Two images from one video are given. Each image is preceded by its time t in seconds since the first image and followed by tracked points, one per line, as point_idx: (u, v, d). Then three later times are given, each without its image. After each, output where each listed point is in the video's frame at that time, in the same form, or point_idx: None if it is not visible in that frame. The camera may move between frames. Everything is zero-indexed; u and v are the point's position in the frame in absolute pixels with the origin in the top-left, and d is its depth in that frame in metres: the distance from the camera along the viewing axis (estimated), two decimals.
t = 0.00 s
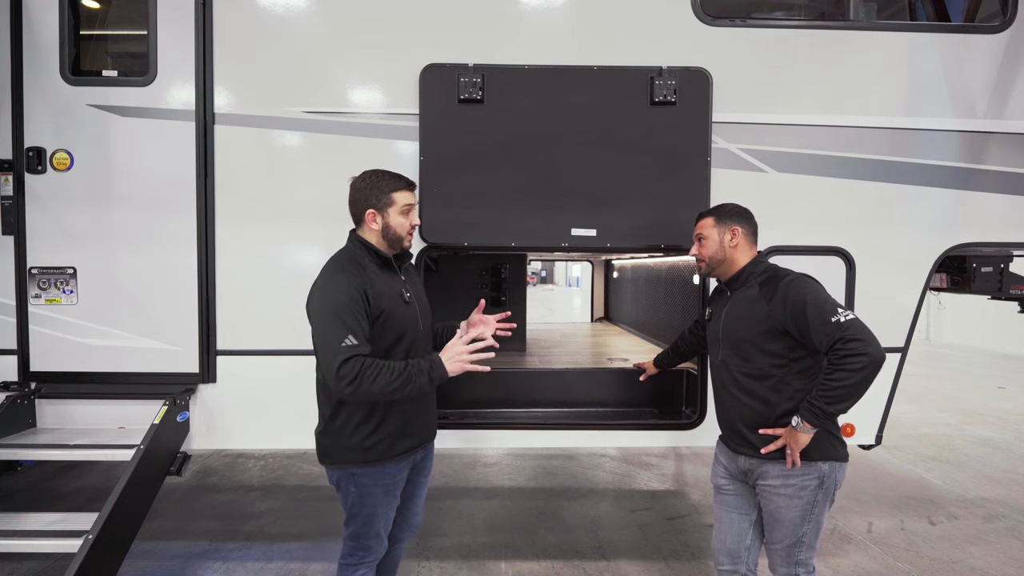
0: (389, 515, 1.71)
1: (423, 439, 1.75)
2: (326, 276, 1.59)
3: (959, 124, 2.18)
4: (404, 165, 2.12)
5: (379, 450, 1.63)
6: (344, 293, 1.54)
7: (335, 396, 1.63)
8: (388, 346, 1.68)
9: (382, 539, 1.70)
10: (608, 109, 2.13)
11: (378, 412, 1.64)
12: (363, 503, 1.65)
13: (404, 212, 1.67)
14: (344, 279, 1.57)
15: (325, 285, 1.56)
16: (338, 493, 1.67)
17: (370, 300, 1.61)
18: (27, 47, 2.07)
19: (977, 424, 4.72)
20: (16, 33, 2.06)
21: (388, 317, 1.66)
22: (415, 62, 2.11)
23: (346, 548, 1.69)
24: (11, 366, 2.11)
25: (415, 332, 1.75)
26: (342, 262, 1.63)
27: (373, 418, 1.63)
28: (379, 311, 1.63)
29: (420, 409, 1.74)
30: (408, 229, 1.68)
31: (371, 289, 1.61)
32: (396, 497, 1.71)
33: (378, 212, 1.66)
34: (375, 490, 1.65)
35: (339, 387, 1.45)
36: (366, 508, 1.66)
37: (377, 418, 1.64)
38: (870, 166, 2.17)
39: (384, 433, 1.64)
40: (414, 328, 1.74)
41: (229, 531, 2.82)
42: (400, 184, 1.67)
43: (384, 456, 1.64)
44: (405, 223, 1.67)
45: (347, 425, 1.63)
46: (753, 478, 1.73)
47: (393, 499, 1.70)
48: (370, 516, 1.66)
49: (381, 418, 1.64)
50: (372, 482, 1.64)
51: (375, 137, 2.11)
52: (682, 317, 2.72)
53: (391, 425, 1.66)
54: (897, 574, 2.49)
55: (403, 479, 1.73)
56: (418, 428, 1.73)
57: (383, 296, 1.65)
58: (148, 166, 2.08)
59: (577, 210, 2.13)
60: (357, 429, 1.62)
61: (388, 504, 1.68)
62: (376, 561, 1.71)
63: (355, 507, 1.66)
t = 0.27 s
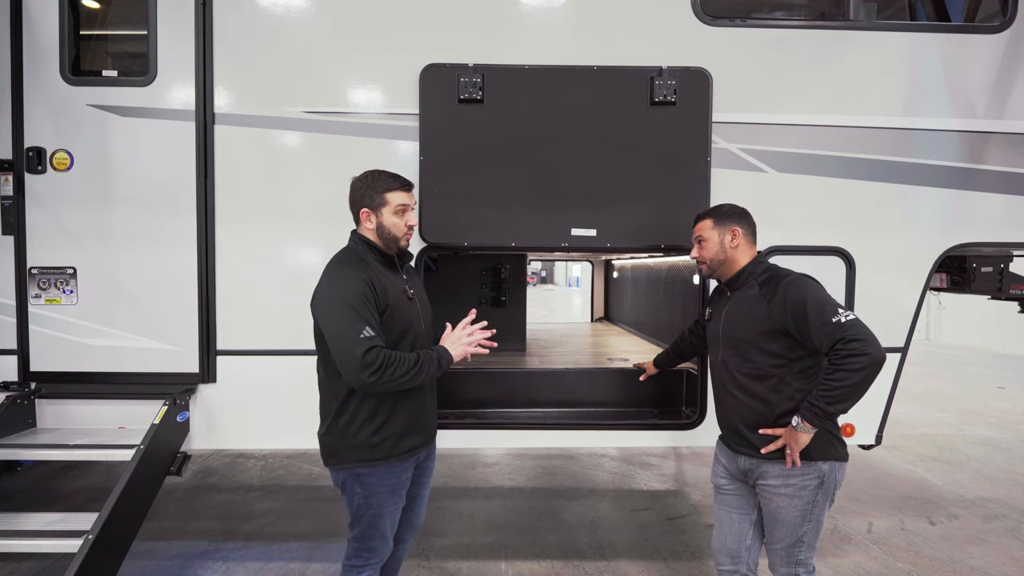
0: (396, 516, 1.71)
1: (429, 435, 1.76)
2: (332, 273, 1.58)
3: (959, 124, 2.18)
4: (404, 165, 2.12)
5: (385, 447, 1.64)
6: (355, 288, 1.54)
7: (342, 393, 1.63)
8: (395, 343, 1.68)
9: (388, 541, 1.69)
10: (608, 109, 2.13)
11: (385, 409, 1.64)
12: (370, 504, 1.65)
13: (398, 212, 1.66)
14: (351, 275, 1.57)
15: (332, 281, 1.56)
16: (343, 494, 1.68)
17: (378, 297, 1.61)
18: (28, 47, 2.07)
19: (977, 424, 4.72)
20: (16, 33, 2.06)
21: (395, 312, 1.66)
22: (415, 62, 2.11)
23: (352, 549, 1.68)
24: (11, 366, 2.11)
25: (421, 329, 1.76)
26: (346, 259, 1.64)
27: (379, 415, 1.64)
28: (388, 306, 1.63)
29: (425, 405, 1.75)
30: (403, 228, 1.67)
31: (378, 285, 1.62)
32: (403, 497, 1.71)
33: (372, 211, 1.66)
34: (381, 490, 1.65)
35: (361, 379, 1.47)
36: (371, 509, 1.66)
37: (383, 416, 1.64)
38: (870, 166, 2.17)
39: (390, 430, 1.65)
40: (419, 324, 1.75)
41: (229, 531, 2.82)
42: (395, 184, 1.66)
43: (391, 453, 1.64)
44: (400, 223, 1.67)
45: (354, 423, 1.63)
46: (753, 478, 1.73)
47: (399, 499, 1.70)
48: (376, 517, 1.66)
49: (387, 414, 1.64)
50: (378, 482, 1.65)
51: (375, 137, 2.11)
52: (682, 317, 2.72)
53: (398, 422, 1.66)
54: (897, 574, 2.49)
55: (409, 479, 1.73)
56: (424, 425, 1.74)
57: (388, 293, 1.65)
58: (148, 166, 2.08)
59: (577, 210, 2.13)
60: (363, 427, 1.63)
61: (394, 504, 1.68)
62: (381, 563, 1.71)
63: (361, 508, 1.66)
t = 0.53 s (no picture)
0: (402, 516, 1.71)
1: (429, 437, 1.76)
2: (334, 273, 1.59)
3: (959, 124, 2.18)
4: (404, 165, 2.12)
5: (387, 447, 1.64)
6: (356, 288, 1.54)
7: (342, 394, 1.63)
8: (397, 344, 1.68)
9: (395, 543, 1.69)
10: (608, 109, 2.13)
11: (386, 410, 1.64)
12: (375, 505, 1.65)
13: (398, 213, 1.66)
14: (353, 275, 1.58)
15: (334, 281, 1.57)
16: (347, 495, 1.68)
17: (378, 296, 1.61)
18: (28, 47, 2.07)
19: (977, 424, 4.72)
20: (16, 33, 2.06)
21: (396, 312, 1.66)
22: (415, 62, 2.11)
23: (359, 552, 1.68)
24: (11, 366, 2.11)
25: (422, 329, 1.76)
26: (349, 259, 1.64)
27: (380, 416, 1.64)
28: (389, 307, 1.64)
29: (425, 406, 1.75)
30: (403, 230, 1.67)
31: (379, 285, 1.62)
32: (407, 497, 1.71)
33: (372, 212, 1.67)
34: (385, 490, 1.65)
35: (359, 380, 1.47)
36: (377, 510, 1.65)
37: (385, 417, 1.64)
38: (870, 166, 2.17)
39: (392, 431, 1.65)
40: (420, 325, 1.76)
41: (229, 531, 2.82)
42: (395, 185, 1.67)
43: (393, 454, 1.64)
44: (400, 223, 1.67)
45: (355, 424, 1.63)
46: (753, 478, 1.73)
47: (404, 499, 1.70)
48: (382, 518, 1.66)
49: (389, 415, 1.65)
50: (382, 482, 1.65)
51: (375, 137, 2.11)
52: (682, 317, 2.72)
53: (399, 423, 1.66)
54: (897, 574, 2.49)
55: (411, 479, 1.73)
56: (425, 426, 1.74)
57: (389, 293, 1.65)
58: (148, 166, 2.08)
59: (577, 210, 2.13)
60: (365, 427, 1.63)
61: (399, 504, 1.69)
62: (390, 565, 1.71)
63: (367, 510, 1.66)
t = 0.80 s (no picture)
0: (397, 513, 1.71)
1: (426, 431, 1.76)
2: (336, 261, 1.59)
3: (959, 124, 2.18)
4: (404, 165, 2.12)
5: (385, 439, 1.63)
6: (357, 277, 1.55)
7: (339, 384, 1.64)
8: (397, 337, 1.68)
9: (388, 539, 1.69)
10: (608, 109, 2.13)
11: (384, 402, 1.64)
12: (371, 502, 1.65)
13: (400, 207, 1.67)
14: (357, 264, 1.58)
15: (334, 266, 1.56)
16: (344, 493, 1.68)
17: (376, 290, 1.60)
18: (28, 47, 2.07)
19: (977, 424, 4.72)
20: (16, 33, 2.06)
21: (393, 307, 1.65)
22: (415, 62, 2.11)
23: (353, 547, 1.68)
24: (11, 366, 2.11)
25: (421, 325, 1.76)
26: (353, 249, 1.64)
27: (378, 408, 1.63)
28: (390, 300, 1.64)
29: (423, 400, 1.75)
30: (406, 223, 1.68)
31: (378, 278, 1.61)
32: (403, 494, 1.71)
33: (375, 209, 1.67)
34: (381, 489, 1.65)
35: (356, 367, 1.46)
36: (372, 507, 1.66)
37: (383, 409, 1.64)
38: (870, 166, 2.17)
39: (389, 422, 1.65)
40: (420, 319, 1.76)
41: (229, 531, 2.82)
42: (395, 180, 1.68)
43: (390, 445, 1.64)
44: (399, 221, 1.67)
45: (353, 414, 1.63)
46: (753, 478, 1.73)
47: (399, 496, 1.70)
48: (378, 515, 1.66)
49: (387, 407, 1.65)
50: (379, 480, 1.65)
51: (375, 137, 2.11)
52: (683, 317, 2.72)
53: (397, 415, 1.66)
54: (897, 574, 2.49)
55: (407, 476, 1.73)
56: (423, 420, 1.74)
57: (389, 291, 1.65)
58: (148, 166, 2.08)
59: (577, 210, 2.13)
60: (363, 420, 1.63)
61: (395, 501, 1.69)
62: (382, 560, 1.71)
63: (362, 506, 1.66)
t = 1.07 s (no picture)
0: (388, 513, 1.71)
1: (421, 433, 1.75)
2: (330, 266, 1.58)
3: (959, 124, 2.18)
4: (404, 165, 2.12)
5: (377, 442, 1.63)
6: (349, 283, 1.54)
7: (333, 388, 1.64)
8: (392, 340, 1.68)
9: (378, 538, 1.70)
10: (608, 109, 2.13)
11: (378, 405, 1.64)
12: (361, 502, 1.65)
13: (398, 205, 1.67)
14: (350, 270, 1.57)
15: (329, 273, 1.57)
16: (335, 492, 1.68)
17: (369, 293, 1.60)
18: (28, 47, 2.07)
19: (977, 424, 4.72)
20: (15, 33, 2.06)
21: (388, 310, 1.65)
22: (415, 62, 2.11)
23: (344, 545, 1.69)
24: (11, 366, 2.11)
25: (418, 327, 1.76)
26: (347, 253, 1.63)
27: (371, 411, 1.63)
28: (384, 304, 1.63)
29: (418, 403, 1.74)
30: (404, 221, 1.68)
31: (372, 282, 1.61)
32: (394, 494, 1.71)
33: (373, 208, 1.67)
34: (372, 489, 1.65)
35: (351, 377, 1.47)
36: (363, 506, 1.66)
37: (376, 411, 1.64)
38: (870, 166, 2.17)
39: (382, 426, 1.64)
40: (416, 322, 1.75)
41: (229, 531, 2.82)
42: (394, 179, 1.68)
43: (383, 449, 1.64)
44: (400, 217, 1.67)
45: (345, 418, 1.64)
46: (753, 477, 1.73)
47: (390, 497, 1.70)
48: (368, 515, 1.66)
49: (380, 410, 1.65)
50: (369, 480, 1.64)
51: (375, 137, 2.11)
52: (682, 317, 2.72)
53: (390, 419, 1.66)
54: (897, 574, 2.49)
55: (400, 477, 1.73)
56: (417, 423, 1.73)
57: (385, 291, 1.64)
58: (148, 166, 2.08)
59: (577, 210, 2.13)
60: (355, 423, 1.63)
61: (386, 502, 1.69)
62: (373, 558, 1.72)
63: (353, 506, 1.66)
